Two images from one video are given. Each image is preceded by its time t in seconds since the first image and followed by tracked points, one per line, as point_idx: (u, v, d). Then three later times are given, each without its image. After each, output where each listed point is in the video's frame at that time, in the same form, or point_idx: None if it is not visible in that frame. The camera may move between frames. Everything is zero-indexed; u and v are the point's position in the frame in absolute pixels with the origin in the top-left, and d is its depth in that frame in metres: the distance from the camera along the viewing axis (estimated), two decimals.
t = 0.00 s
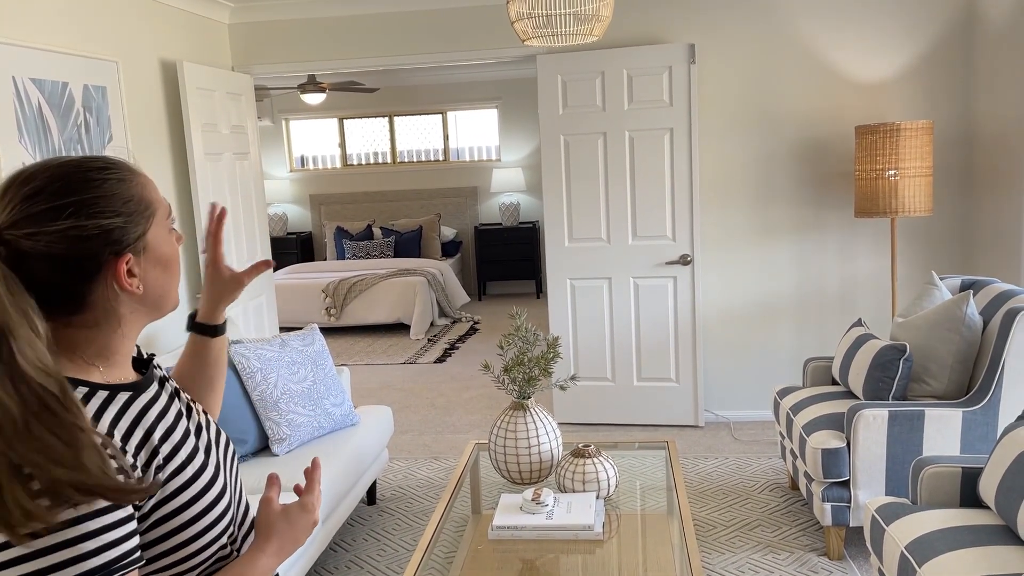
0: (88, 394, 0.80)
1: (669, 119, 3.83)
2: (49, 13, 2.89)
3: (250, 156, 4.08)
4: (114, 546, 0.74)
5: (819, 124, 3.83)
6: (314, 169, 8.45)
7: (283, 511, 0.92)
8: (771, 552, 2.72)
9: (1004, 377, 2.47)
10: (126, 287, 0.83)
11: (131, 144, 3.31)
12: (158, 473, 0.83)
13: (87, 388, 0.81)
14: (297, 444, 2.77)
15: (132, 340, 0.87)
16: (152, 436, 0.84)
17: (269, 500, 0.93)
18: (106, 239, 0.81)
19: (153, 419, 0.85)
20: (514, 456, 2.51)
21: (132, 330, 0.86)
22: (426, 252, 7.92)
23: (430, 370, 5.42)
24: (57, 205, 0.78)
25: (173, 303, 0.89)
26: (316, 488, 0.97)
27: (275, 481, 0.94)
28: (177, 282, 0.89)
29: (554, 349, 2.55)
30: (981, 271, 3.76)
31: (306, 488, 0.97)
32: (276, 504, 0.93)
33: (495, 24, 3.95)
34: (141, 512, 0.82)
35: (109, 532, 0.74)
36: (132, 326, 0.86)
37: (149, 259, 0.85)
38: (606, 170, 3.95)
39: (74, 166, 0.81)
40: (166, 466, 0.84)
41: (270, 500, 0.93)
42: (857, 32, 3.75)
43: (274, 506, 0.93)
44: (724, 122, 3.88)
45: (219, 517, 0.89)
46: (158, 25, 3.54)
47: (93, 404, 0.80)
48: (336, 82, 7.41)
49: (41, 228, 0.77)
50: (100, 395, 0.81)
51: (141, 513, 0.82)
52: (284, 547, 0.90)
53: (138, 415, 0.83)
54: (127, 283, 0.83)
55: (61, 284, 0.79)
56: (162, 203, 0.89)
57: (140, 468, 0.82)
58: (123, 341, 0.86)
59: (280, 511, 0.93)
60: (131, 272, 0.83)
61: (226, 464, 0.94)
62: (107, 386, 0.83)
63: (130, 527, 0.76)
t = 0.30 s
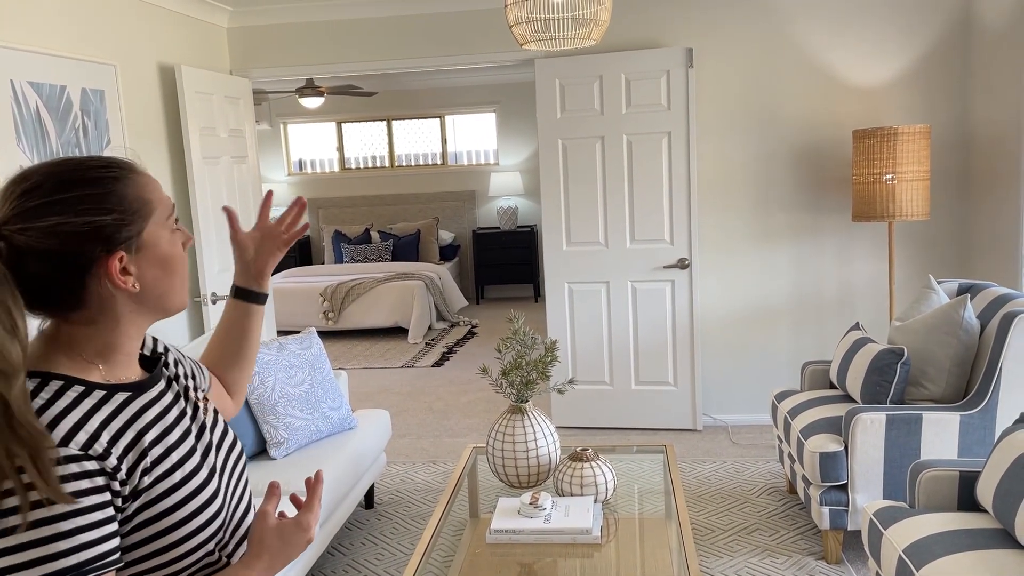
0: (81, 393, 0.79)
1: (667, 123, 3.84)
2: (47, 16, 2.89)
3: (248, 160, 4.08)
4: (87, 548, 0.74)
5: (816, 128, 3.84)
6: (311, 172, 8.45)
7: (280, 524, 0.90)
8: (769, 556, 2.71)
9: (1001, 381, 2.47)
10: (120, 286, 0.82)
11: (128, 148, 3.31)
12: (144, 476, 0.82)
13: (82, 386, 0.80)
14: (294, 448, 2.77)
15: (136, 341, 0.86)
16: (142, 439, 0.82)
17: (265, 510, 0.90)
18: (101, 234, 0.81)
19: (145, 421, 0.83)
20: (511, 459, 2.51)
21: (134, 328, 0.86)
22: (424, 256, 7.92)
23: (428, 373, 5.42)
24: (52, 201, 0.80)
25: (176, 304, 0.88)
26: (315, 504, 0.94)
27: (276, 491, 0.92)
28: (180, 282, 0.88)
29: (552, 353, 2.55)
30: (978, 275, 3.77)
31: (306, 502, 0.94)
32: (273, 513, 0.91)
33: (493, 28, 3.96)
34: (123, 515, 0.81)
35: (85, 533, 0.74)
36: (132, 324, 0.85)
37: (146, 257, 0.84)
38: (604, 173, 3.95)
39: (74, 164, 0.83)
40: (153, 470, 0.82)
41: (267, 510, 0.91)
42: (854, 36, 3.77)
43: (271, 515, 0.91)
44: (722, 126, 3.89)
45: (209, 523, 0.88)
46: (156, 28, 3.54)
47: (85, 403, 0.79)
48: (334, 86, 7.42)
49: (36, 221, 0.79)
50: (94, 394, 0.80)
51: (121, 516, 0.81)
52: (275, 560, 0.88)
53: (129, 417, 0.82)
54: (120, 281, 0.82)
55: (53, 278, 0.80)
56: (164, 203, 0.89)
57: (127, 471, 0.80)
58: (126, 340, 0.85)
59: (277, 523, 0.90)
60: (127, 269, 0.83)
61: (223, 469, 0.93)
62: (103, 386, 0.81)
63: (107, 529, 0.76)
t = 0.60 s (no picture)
0: (71, 396, 0.85)
1: (664, 130, 3.85)
2: (46, 24, 2.90)
3: (246, 167, 4.09)
4: (43, 542, 0.77)
5: (812, 137, 3.85)
6: (310, 179, 8.45)
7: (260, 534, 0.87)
8: (766, 564, 2.71)
9: (997, 389, 2.48)
10: (54, 302, 0.89)
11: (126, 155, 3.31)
12: (121, 480, 0.86)
13: (81, 382, 0.87)
14: (291, 454, 2.76)
15: (93, 355, 0.90)
16: (126, 444, 0.87)
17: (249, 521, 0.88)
18: (33, 255, 0.88)
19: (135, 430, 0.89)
20: (508, 467, 2.50)
21: (89, 344, 0.90)
22: (422, 263, 7.92)
23: (425, 381, 5.41)
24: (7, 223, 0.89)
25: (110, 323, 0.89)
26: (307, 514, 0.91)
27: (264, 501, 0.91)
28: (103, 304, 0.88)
29: (549, 360, 2.54)
30: (975, 282, 3.78)
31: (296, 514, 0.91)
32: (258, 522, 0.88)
33: (490, 36, 3.97)
34: (94, 518, 0.84)
35: (46, 526, 0.78)
36: (86, 340, 0.90)
37: (62, 280, 0.87)
38: (601, 181, 3.96)
39: (28, 184, 0.91)
40: (130, 475, 0.86)
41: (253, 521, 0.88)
42: (850, 46, 3.79)
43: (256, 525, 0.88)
44: (718, 134, 3.90)
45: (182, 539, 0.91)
46: (154, 36, 3.55)
47: (75, 405, 0.84)
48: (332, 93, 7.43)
49: None
50: (86, 397, 0.86)
51: (93, 520, 0.84)
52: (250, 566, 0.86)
53: (116, 422, 0.87)
54: (53, 299, 0.89)
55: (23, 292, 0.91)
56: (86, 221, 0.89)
57: (102, 474, 0.84)
58: (89, 353, 0.90)
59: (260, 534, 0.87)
60: (51, 289, 0.88)
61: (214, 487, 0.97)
62: (104, 385, 0.88)
63: (70, 526, 0.80)
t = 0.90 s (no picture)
0: (63, 399, 0.89)
1: (660, 141, 3.87)
2: (44, 35, 2.91)
3: (243, 176, 4.09)
4: (9, 537, 0.81)
5: (808, 148, 3.87)
6: (308, 189, 8.47)
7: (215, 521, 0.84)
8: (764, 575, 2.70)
9: (993, 399, 2.48)
10: (65, 308, 0.95)
11: (124, 165, 3.31)
12: (99, 486, 0.89)
13: (82, 385, 0.92)
14: (287, 464, 2.76)
15: (98, 359, 0.95)
16: (108, 452, 0.90)
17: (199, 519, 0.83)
18: (44, 262, 0.95)
19: (121, 438, 0.92)
20: (505, 477, 2.50)
21: (94, 349, 0.95)
22: (419, 272, 7.92)
23: (422, 390, 5.41)
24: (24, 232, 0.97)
25: (105, 329, 0.93)
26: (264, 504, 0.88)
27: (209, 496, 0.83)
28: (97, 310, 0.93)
29: (546, 370, 2.55)
30: (970, 292, 3.79)
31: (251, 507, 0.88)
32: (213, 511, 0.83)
33: (488, 47, 3.99)
34: (66, 521, 0.87)
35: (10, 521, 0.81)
36: (92, 345, 0.95)
37: (63, 287, 0.93)
38: (598, 192, 3.97)
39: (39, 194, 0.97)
40: (110, 482, 0.90)
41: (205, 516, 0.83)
42: (845, 57, 3.81)
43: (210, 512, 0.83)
44: (715, 144, 3.92)
45: (150, 554, 0.93)
46: (153, 46, 3.56)
47: (65, 408, 0.89)
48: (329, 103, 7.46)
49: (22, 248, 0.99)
50: (80, 401, 0.90)
51: (65, 522, 0.86)
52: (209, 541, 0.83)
53: (105, 427, 0.91)
54: (63, 304, 0.95)
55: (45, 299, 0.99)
56: (80, 229, 0.94)
57: (77, 478, 0.87)
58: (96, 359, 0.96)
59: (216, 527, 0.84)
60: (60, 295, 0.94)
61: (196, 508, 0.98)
62: (104, 388, 0.93)
63: (38, 525, 0.83)
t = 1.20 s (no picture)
0: (52, 417, 0.93)
1: (655, 155, 3.89)
2: (44, 51, 2.94)
3: (241, 190, 4.11)
4: None
5: (802, 162, 3.89)
6: (306, 201, 8.49)
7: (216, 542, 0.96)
8: None
9: (986, 414, 2.49)
10: (65, 321, 0.99)
11: (121, 179, 3.33)
12: (82, 502, 0.91)
13: (73, 402, 0.95)
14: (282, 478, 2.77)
15: (93, 376, 0.98)
16: (92, 468, 0.93)
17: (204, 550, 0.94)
18: (50, 276, 0.99)
19: (108, 456, 0.94)
20: (500, 492, 2.50)
21: (89, 365, 0.98)
22: (417, 284, 7.93)
23: (419, 403, 5.40)
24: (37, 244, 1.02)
25: (100, 348, 0.96)
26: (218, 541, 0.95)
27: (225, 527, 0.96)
28: (94, 329, 0.96)
29: (541, 384, 2.55)
30: (964, 306, 3.81)
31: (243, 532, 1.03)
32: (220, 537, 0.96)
33: (485, 62, 4.02)
34: (51, 536, 0.90)
35: None
36: (88, 362, 0.98)
37: (65, 302, 0.97)
38: (594, 205, 3.99)
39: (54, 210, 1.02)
40: (94, 497, 0.92)
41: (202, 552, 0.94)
42: (838, 73, 3.84)
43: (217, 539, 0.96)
44: (709, 158, 3.94)
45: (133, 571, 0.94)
46: (151, 61, 3.59)
47: (53, 425, 0.92)
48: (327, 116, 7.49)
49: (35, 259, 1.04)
50: (69, 418, 0.94)
51: (49, 537, 0.90)
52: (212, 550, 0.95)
53: (92, 444, 0.94)
54: (65, 318, 0.99)
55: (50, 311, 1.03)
56: (86, 248, 0.98)
57: (60, 493, 0.90)
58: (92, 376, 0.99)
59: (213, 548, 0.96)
60: (62, 309, 0.98)
61: (182, 526, 0.98)
62: (95, 406, 0.96)
63: (21, 539, 0.87)
